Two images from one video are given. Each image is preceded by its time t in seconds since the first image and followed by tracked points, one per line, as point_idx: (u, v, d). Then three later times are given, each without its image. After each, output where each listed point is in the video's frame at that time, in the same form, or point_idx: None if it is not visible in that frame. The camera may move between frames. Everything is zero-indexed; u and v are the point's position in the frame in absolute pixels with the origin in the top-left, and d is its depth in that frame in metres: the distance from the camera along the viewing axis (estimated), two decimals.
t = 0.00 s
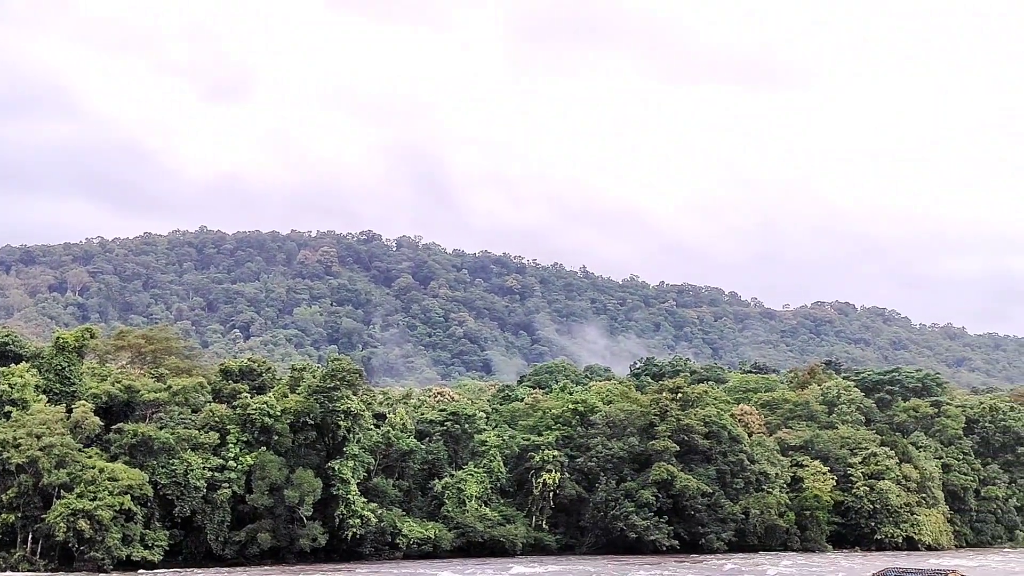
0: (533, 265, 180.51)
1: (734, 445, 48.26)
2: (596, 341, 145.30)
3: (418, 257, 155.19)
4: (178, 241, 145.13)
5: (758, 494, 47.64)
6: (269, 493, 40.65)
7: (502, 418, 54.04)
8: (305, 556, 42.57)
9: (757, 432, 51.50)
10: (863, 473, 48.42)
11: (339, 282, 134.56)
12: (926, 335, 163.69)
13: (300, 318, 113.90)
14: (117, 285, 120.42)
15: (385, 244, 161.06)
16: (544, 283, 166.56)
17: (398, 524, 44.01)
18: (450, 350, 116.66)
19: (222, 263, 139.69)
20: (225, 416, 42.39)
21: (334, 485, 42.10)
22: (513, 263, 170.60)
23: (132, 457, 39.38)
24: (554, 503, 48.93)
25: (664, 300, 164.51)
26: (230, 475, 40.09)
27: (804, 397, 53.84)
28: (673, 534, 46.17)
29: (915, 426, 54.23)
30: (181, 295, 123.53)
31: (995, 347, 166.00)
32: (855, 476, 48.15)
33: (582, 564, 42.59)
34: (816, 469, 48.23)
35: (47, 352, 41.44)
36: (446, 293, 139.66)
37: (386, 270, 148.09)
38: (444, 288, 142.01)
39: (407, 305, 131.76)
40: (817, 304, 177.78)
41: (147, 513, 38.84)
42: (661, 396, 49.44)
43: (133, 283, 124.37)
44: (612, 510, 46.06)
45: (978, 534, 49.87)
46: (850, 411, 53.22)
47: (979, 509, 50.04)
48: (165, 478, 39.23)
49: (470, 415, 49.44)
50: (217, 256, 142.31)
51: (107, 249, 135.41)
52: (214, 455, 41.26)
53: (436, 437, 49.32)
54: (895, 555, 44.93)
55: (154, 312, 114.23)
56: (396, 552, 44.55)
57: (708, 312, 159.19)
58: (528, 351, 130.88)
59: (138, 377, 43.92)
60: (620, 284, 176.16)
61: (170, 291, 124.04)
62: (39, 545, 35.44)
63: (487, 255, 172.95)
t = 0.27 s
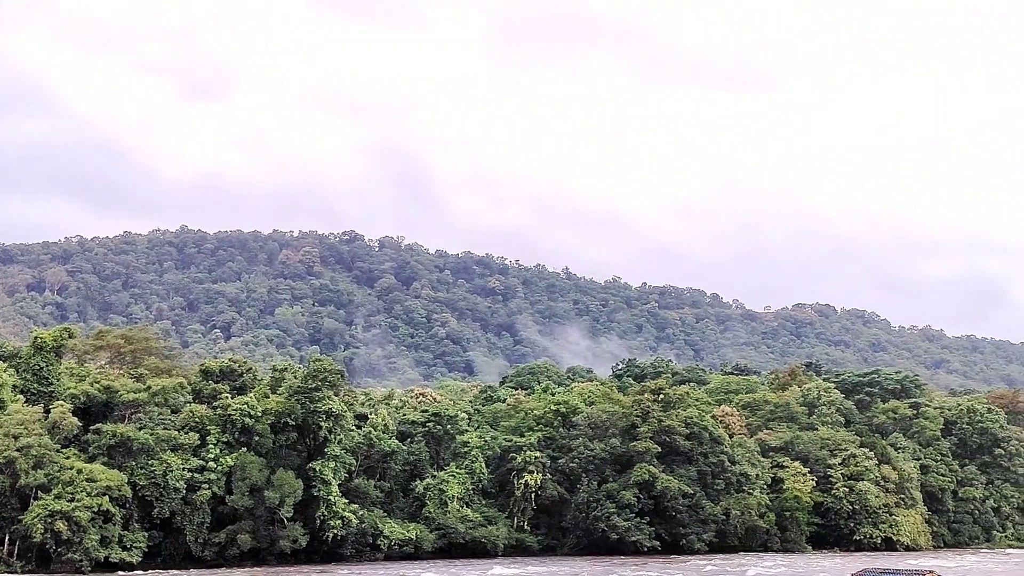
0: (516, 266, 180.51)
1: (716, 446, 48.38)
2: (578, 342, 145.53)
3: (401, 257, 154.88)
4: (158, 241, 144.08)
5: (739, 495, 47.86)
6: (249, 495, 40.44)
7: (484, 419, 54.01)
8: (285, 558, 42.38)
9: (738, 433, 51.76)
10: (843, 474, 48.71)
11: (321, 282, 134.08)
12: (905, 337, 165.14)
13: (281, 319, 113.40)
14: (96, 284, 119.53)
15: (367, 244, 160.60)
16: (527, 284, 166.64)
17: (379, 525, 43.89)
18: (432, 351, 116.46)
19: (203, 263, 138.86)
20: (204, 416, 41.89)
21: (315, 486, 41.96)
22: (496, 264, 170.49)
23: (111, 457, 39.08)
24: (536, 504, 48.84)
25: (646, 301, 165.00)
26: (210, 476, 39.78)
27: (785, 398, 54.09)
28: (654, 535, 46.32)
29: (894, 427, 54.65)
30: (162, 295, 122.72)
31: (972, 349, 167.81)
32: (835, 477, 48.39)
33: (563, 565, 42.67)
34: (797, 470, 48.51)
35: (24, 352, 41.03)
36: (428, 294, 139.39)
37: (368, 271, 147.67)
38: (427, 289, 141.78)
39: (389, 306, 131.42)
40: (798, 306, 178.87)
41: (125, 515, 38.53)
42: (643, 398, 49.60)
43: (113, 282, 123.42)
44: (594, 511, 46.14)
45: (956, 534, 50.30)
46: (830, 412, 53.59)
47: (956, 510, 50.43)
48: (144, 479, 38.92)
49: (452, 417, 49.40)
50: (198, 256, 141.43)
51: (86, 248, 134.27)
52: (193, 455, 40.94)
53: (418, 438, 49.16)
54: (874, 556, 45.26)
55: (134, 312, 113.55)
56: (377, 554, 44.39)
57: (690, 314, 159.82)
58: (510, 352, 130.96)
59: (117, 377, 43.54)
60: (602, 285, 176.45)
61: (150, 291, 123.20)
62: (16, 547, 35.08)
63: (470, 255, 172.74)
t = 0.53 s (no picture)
0: (498, 266, 180.39)
1: (697, 446, 48.59)
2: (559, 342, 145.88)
3: (383, 257, 154.50)
4: (138, 239, 142.97)
5: (720, 495, 48.00)
6: (229, 495, 40.19)
7: (466, 420, 53.91)
8: (266, 559, 42.19)
9: (719, 433, 51.97)
10: (822, 474, 49.09)
11: (303, 281, 133.57)
12: (884, 338, 166.61)
13: (262, 318, 112.95)
14: (75, 283, 118.63)
15: (349, 244, 160.08)
16: (509, 284, 166.68)
17: (361, 525, 43.85)
18: (414, 351, 116.24)
19: (183, 261, 137.95)
20: (184, 416, 41.41)
21: (297, 487, 42.06)
22: (478, 264, 170.31)
23: (90, 457, 38.82)
24: (518, 504, 48.58)
25: (628, 302, 165.49)
26: (190, 476, 39.44)
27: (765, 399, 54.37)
28: (635, 535, 46.49)
29: (873, 427, 55.04)
30: (141, 293, 121.85)
31: (950, 350, 169.51)
32: (814, 476, 48.77)
33: (544, 565, 42.86)
34: (777, 470, 48.82)
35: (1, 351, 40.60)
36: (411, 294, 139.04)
37: (350, 270, 147.09)
38: (409, 289, 141.50)
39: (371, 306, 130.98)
40: (779, 307, 179.87)
41: (104, 515, 38.18)
42: (624, 398, 49.88)
43: (92, 281, 122.47)
44: (576, 511, 46.16)
45: (934, 533, 50.72)
46: (810, 413, 54.07)
47: (934, 510, 50.85)
48: (123, 479, 38.55)
49: (433, 417, 49.10)
50: (178, 254, 140.48)
51: (64, 246, 133.03)
52: (173, 455, 40.60)
53: (399, 438, 48.80)
54: (852, 555, 45.72)
55: (113, 311, 112.96)
56: (358, 554, 44.15)
57: (671, 315, 160.48)
58: (492, 352, 131.03)
59: (96, 376, 43.15)
60: (585, 286, 176.68)
61: (130, 289, 122.34)
62: None
63: (452, 255, 172.45)
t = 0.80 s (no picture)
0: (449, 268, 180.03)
1: (643, 450, 48.95)
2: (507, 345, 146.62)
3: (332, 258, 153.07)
4: (79, 236, 139.60)
5: (668, 499, 48.11)
6: (170, 499, 39.53)
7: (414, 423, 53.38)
8: (206, 564, 41.25)
9: (667, 437, 52.19)
10: (765, 477, 49.77)
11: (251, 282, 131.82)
12: (827, 343, 170.22)
13: (206, 319, 111.60)
14: (12, 282, 115.86)
15: (298, 244, 158.35)
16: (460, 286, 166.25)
17: (305, 530, 43.05)
18: (363, 354, 115.38)
19: (126, 260, 135.11)
20: (124, 418, 40.45)
21: (239, 490, 41.19)
22: (429, 266, 169.70)
23: (26, 462, 38.04)
24: (464, 508, 48.85)
25: (578, 306, 166.53)
26: (129, 480, 38.55)
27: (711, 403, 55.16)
28: (582, 538, 46.43)
29: (815, 432, 56.10)
30: (82, 293, 119.13)
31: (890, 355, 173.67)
32: (757, 480, 49.44)
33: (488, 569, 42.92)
34: (720, 474, 49.66)
35: None
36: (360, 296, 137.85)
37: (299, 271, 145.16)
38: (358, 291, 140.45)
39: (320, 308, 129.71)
40: (726, 312, 182.38)
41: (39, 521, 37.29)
42: (572, 403, 50.16)
43: (30, 280, 119.41)
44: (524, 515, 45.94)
45: (872, 536, 51.63)
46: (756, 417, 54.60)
47: (872, 512, 51.91)
48: (59, 483, 37.56)
49: (381, 421, 49.86)
50: (121, 253, 137.56)
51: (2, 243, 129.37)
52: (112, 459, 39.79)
53: (346, 441, 48.98)
54: (792, 557, 46.54)
55: (52, 311, 110.80)
56: (301, 559, 43.23)
57: (620, 319, 161.93)
58: (442, 355, 130.78)
59: (31, 378, 42.02)
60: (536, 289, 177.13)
61: (70, 288, 119.60)
62: None
63: (403, 257, 171.61)
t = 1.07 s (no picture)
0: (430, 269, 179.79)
1: (624, 450, 49.01)
2: (488, 345, 146.20)
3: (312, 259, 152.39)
4: (56, 235, 138.19)
5: (646, 499, 48.56)
6: (147, 500, 39.15)
7: (395, 423, 53.30)
8: (184, 565, 41.08)
9: (647, 438, 52.59)
10: (745, 477, 50.02)
11: (230, 282, 131.09)
12: (806, 344, 171.55)
13: (186, 318, 110.62)
14: None
15: (278, 244, 157.61)
16: (441, 287, 166.25)
17: (284, 530, 42.96)
18: (343, 354, 114.90)
19: (103, 259, 133.89)
20: (102, 419, 40.16)
21: (218, 491, 40.94)
22: (410, 267, 169.31)
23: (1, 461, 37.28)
24: (445, 508, 48.64)
25: (559, 307, 166.88)
26: (106, 481, 38.20)
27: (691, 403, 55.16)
28: (562, 538, 46.63)
29: (793, 433, 56.49)
30: (59, 292, 118.04)
31: (868, 357, 175.41)
32: (737, 480, 49.69)
33: (468, 569, 42.69)
34: (701, 475, 49.57)
35: None
36: (340, 297, 137.44)
37: (279, 272, 144.60)
38: (339, 291, 139.92)
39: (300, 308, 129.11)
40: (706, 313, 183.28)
41: (15, 521, 36.72)
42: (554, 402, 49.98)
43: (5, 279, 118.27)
44: (503, 515, 46.08)
45: (849, 536, 52.24)
46: (735, 418, 54.87)
47: (849, 512, 52.45)
48: (35, 484, 37.08)
49: (361, 420, 49.14)
50: (98, 252, 136.31)
51: None
52: (89, 459, 39.30)
53: (326, 442, 48.61)
54: (771, 557, 46.81)
55: (28, 310, 109.66)
56: (281, 560, 43.08)
57: (601, 321, 162.42)
58: (423, 356, 130.66)
59: (6, 378, 41.55)
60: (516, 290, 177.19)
61: (46, 288, 118.66)
62: None
63: (384, 258, 171.15)
